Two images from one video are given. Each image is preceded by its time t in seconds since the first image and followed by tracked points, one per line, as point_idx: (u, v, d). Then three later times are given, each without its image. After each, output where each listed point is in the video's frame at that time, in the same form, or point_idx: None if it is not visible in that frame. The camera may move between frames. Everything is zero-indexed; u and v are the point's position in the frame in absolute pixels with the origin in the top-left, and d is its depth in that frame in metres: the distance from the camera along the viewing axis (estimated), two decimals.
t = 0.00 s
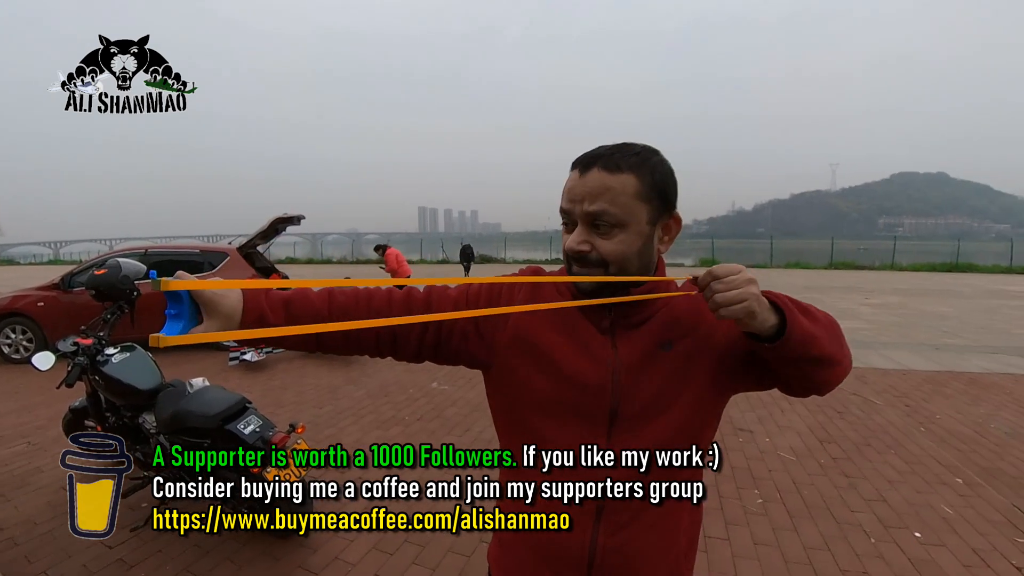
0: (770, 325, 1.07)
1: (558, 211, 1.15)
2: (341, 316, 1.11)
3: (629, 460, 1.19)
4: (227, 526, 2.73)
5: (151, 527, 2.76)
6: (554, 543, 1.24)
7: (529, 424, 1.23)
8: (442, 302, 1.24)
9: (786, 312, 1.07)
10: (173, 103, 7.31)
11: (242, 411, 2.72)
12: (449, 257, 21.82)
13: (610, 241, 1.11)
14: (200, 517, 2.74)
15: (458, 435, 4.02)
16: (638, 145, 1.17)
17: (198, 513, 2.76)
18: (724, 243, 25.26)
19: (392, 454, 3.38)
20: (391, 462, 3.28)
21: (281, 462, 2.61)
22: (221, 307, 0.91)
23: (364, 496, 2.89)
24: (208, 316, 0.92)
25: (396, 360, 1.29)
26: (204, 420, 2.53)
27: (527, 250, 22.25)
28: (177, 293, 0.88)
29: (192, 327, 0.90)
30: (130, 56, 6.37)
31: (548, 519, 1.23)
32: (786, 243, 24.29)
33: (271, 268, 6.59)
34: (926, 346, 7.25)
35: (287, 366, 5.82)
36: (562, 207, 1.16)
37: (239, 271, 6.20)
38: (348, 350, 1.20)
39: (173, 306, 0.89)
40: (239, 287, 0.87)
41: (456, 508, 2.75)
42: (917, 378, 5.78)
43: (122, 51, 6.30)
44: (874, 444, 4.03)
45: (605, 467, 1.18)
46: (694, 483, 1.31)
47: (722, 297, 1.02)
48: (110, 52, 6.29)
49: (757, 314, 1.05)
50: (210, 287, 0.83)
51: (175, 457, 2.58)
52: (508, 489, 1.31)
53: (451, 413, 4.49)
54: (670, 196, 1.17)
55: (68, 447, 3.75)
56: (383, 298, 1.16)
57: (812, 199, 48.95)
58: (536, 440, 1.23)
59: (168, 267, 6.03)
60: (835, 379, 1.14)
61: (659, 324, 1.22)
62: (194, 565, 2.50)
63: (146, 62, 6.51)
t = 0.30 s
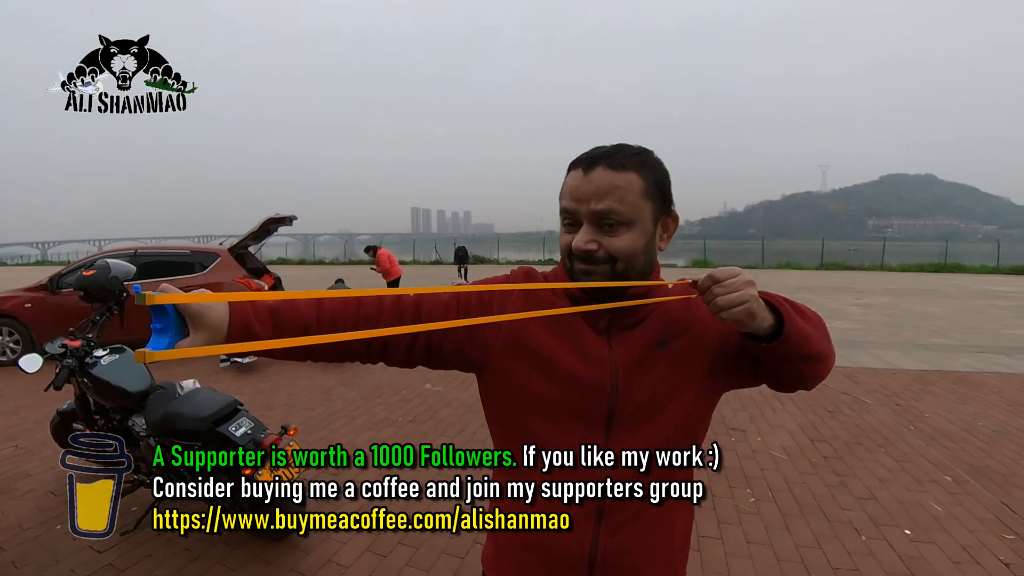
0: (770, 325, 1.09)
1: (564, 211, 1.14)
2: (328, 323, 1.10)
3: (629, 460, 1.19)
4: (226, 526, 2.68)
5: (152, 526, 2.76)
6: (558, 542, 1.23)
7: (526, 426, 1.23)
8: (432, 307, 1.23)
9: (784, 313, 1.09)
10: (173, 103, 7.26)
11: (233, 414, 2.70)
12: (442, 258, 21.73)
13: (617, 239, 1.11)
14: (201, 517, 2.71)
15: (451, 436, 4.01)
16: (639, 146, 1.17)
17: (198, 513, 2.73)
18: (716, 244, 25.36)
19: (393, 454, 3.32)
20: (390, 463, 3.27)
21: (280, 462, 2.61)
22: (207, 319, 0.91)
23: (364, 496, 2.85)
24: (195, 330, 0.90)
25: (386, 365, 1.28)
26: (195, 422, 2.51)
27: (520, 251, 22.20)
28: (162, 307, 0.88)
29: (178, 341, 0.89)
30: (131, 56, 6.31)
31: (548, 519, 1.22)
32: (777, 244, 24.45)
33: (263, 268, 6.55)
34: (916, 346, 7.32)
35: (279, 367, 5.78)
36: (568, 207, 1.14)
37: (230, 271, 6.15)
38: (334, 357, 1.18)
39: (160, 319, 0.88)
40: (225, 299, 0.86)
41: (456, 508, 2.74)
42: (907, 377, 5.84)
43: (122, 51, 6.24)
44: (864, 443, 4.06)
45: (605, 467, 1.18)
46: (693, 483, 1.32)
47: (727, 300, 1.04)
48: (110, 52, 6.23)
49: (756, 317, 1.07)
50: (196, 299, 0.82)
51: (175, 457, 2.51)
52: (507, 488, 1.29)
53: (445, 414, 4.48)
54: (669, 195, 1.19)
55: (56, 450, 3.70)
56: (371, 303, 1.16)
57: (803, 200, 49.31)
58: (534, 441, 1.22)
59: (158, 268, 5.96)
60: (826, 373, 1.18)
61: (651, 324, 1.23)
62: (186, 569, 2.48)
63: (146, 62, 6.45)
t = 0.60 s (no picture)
0: (749, 330, 1.07)
1: (577, 221, 1.11)
2: (321, 328, 1.11)
3: (629, 460, 1.19)
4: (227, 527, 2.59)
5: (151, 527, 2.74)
6: (553, 543, 1.22)
7: (517, 430, 1.23)
8: (426, 310, 1.23)
9: (763, 317, 1.07)
10: (173, 103, 7.19)
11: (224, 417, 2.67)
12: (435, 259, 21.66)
13: (638, 238, 1.13)
14: (201, 517, 2.63)
15: (445, 438, 4.00)
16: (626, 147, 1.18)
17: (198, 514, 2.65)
18: (709, 245, 25.46)
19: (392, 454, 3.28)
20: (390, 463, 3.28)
21: (280, 462, 2.62)
22: (197, 330, 0.90)
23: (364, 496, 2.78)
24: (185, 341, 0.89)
25: (380, 371, 1.28)
26: (186, 426, 2.48)
27: (513, 251, 22.16)
28: (151, 319, 0.86)
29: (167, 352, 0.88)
30: (131, 56, 6.25)
31: (548, 519, 1.21)
32: (769, 245, 24.63)
33: (254, 270, 6.50)
34: (905, 345, 7.40)
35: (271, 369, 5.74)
36: (579, 217, 1.11)
37: (219, 272, 6.09)
38: (326, 364, 1.17)
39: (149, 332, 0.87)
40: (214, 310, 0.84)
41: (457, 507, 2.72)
42: (897, 376, 5.90)
43: (122, 51, 6.17)
44: (855, 442, 4.09)
45: (606, 467, 1.19)
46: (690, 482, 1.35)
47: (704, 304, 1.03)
48: (110, 52, 6.16)
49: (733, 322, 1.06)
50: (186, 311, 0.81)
51: (175, 457, 2.47)
52: (507, 488, 1.28)
53: (438, 415, 4.48)
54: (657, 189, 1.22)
55: (44, 455, 3.64)
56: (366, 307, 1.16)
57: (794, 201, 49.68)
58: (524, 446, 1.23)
59: (149, 269, 5.89)
60: (816, 373, 1.15)
61: (641, 327, 1.22)
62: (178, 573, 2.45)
63: (146, 62, 6.38)
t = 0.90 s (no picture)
0: (734, 328, 1.07)
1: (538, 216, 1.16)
2: (312, 329, 1.10)
3: (628, 460, 1.20)
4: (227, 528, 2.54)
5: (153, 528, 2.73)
6: (551, 544, 1.22)
7: (511, 429, 1.23)
8: (417, 310, 1.23)
9: (748, 314, 1.07)
10: (173, 103, 7.13)
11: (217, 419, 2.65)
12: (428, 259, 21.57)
13: (587, 247, 1.12)
14: (201, 518, 2.56)
15: (439, 439, 3.99)
16: (625, 152, 1.18)
17: (198, 515, 2.57)
18: (700, 246, 25.57)
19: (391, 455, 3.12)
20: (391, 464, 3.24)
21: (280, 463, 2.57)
22: (187, 330, 0.89)
23: (363, 496, 2.75)
24: (174, 340, 0.88)
25: (372, 371, 1.27)
26: (177, 428, 2.45)
27: (506, 252, 22.08)
28: (141, 316, 0.85)
29: (157, 352, 0.87)
30: (131, 56, 6.18)
31: (548, 519, 1.21)
32: (760, 245, 24.80)
33: (245, 272, 6.46)
34: (893, 344, 7.47)
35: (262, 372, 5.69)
36: (544, 213, 1.16)
37: (209, 274, 6.03)
38: (317, 364, 1.16)
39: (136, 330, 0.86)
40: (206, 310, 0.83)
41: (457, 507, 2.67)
42: (887, 375, 5.96)
43: (122, 51, 6.11)
44: (846, 440, 4.12)
45: (606, 468, 1.19)
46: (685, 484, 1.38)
47: (689, 309, 1.02)
48: (110, 52, 6.10)
49: (720, 323, 1.05)
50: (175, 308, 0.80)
51: (175, 457, 2.43)
52: (507, 488, 1.27)
53: (431, 417, 4.46)
54: (653, 207, 1.18)
55: (32, 460, 3.60)
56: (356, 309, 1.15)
57: (785, 202, 50.00)
58: (519, 446, 1.23)
59: (139, 271, 5.83)
60: (807, 365, 1.15)
61: (634, 325, 1.23)
62: None
63: (146, 62, 6.31)
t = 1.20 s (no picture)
0: (740, 281, 1.05)
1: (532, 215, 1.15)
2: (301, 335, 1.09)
3: (629, 460, 1.20)
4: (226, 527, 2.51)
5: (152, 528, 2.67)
6: (550, 544, 1.21)
7: (503, 434, 1.22)
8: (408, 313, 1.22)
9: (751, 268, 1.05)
10: (173, 103, 7.05)
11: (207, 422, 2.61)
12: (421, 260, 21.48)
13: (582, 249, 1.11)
14: (200, 517, 2.50)
15: (432, 441, 3.97)
16: (621, 153, 1.17)
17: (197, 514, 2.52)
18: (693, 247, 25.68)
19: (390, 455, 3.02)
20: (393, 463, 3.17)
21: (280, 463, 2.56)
22: (174, 340, 0.88)
23: (364, 496, 2.72)
24: (160, 352, 0.87)
25: (364, 374, 1.26)
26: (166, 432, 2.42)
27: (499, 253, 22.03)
28: (125, 331, 0.84)
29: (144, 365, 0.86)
30: (131, 56, 6.10)
31: (548, 519, 1.20)
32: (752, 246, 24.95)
33: (236, 272, 6.40)
34: (883, 343, 7.54)
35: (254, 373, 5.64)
36: (538, 212, 1.16)
37: (199, 275, 5.97)
38: (310, 369, 1.15)
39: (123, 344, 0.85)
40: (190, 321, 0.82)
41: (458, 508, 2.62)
42: (877, 374, 6.01)
43: (122, 51, 6.03)
44: (837, 439, 4.15)
45: (606, 468, 1.19)
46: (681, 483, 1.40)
47: (696, 244, 1.00)
48: (110, 52, 6.02)
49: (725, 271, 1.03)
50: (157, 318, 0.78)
51: (175, 456, 2.40)
52: (507, 488, 1.25)
53: (424, 418, 4.44)
54: (648, 208, 1.17)
55: (19, 463, 3.54)
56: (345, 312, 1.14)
57: (776, 203, 50.36)
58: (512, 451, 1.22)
59: (130, 272, 5.76)
60: (814, 337, 1.09)
61: (626, 328, 1.21)
62: None
63: (146, 62, 6.24)
